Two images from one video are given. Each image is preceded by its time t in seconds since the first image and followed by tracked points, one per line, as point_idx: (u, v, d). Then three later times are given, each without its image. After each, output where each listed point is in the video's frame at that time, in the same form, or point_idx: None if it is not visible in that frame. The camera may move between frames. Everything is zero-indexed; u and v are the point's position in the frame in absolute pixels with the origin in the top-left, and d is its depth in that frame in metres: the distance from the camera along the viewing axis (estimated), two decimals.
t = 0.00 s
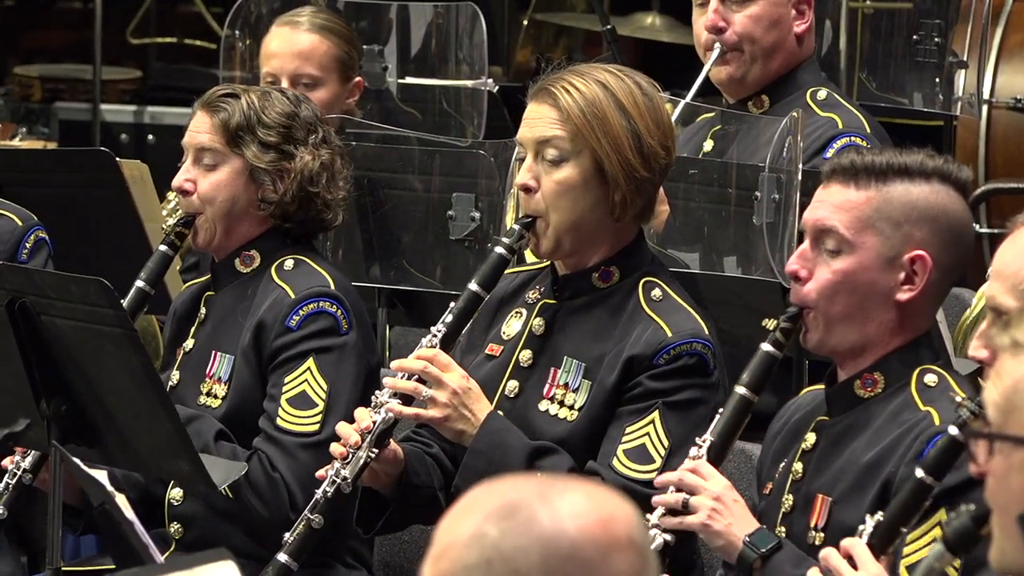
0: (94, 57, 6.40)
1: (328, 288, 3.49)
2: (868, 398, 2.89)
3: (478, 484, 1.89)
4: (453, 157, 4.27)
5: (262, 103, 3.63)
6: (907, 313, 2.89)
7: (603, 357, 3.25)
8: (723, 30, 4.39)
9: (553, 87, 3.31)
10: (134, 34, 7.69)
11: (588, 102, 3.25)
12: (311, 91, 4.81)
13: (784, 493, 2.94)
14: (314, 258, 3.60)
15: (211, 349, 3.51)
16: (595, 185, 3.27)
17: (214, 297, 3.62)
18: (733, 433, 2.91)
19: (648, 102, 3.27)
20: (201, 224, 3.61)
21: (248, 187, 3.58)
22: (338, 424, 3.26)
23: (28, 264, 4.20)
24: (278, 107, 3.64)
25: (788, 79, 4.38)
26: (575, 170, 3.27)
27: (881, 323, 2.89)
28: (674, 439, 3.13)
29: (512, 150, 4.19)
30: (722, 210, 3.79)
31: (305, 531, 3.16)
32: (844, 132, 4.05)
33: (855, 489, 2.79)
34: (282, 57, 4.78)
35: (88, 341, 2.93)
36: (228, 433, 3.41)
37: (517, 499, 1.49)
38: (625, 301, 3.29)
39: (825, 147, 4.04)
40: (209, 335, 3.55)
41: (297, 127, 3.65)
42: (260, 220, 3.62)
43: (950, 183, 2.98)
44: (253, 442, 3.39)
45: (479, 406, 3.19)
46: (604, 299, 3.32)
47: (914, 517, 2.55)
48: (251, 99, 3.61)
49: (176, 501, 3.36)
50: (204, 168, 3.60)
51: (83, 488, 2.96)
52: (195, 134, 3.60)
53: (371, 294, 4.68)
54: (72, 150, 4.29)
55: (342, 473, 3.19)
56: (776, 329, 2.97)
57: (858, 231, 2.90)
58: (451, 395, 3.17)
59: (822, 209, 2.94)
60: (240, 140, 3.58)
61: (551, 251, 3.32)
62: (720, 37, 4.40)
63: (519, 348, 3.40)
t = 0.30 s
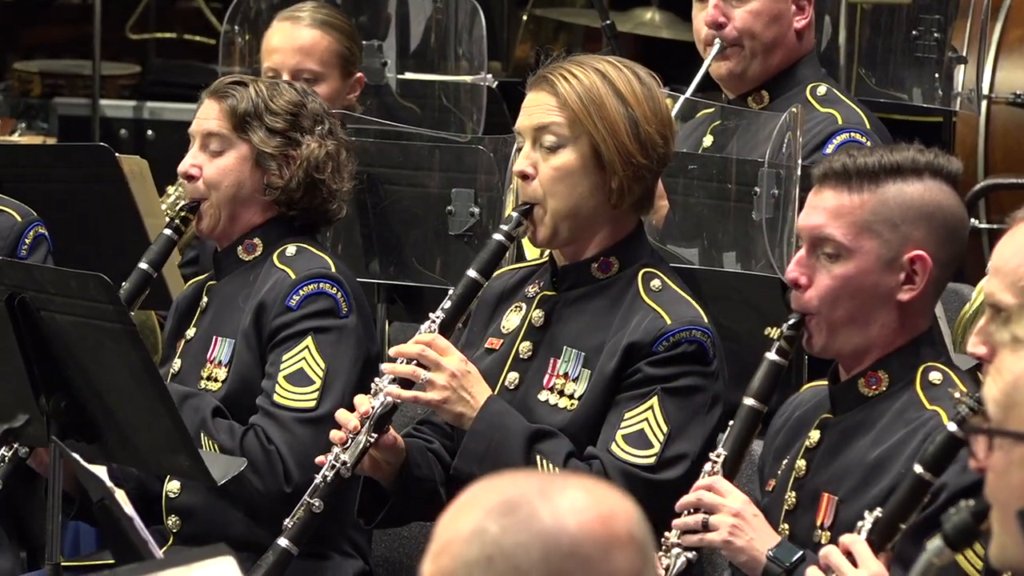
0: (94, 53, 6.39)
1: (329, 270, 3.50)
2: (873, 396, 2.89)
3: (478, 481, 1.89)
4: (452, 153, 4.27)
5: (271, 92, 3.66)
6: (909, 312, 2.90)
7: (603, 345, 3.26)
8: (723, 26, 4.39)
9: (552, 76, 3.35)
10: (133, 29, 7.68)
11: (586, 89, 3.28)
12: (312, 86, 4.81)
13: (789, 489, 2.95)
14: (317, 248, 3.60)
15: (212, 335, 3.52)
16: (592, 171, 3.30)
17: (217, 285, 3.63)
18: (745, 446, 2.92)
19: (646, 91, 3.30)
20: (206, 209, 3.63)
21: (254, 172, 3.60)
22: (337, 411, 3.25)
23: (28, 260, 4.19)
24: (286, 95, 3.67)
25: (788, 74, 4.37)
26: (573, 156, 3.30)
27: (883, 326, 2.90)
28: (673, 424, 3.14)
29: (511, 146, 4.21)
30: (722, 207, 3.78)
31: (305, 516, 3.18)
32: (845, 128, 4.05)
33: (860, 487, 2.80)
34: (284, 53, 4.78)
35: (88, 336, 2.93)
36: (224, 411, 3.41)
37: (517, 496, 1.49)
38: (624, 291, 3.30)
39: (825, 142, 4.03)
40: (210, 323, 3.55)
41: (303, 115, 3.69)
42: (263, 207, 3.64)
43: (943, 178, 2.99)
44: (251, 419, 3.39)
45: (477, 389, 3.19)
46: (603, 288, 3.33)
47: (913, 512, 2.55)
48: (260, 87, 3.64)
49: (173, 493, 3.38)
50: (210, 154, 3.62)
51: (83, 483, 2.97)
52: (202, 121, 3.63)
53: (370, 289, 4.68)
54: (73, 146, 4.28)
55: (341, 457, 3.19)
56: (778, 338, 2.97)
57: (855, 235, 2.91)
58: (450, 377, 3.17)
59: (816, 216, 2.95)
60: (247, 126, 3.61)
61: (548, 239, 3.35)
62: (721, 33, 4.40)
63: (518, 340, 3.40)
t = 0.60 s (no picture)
0: (92, 52, 6.38)
1: (332, 267, 3.52)
2: (864, 396, 2.90)
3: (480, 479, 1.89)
4: (452, 152, 4.26)
5: (274, 92, 3.67)
6: (896, 313, 2.91)
7: (598, 340, 3.26)
8: (723, 25, 4.39)
9: (546, 71, 3.36)
10: (132, 29, 7.68)
11: (579, 83, 3.30)
12: (311, 87, 4.81)
13: (782, 490, 2.96)
14: (319, 245, 3.60)
15: (214, 332, 3.53)
16: (587, 163, 3.31)
17: (220, 284, 3.62)
18: (738, 453, 2.91)
19: (641, 86, 3.31)
20: (210, 208, 3.63)
21: (258, 170, 3.61)
22: (334, 406, 3.26)
23: (26, 259, 4.19)
24: (290, 94, 3.68)
25: (787, 73, 4.37)
26: (568, 149, 3.31)
27: (870, 327, 2.90)
28: (669, 416, 3.14)
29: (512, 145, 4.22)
30: (721, 205, 3.77)
31: (301, 508, 3.16)
32: (844, 127, 4.04)
33: (853, 487, 2.82)
34: (283, 52, 4.78)
35: (86, 335, 2.93)
36: (233, 409, 3.40)
37: (515, 495, 1.49)
38: (620, 286, 3.31)
39: (825, 141, 4.03)
40: (213, 321, 3.56)
41: (306, 115, 3.69)
42: (266, 206, 3.64)
43: (924, 176, 3.00)
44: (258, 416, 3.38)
45: (473, 381, 3.19)
46: (598, 285, 3.33)
47: (912, 511, 2.55)
48: (264, 87, 3.65)
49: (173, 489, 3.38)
50: (214, 153, 3.62)
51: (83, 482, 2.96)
52: (206, 120, 3.63)
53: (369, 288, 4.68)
54: (72, 146, 4.27)
55: (337, 450, 3.19)
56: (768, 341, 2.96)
57: (838, 237, 2.91)
58: (443, 368, 3.16)
59: (798, 220, 2.95)
60: (251, 124, 3.61)
61: (544, 233, 3.36)
62: (720, 32, 4.40)
63: (514, 337, 3.41)
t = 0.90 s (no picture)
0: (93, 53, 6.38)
1: (337, 268, 3.51)
2: (852, 397, 2.91)
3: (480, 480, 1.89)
4: (452, 152, 4.26)
5: (276, 94, 3.67)
6: (880, 310, 2.91)
7: (597, 339, 3.26)
8: (724, 26, 4.39)
9: (540, 73, 3.36)
10: (132, 29, 7.67)
11: (573, 85, 3.30)
12: (312, 88, 4.81)
13: (772, 494, 2.98)
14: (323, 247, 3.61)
15: (218, 333, 3.53)
16: (582, 164, 3.31)
17: (226, 286, 3.64)
18: (728, 456, 2.94)
19: (634, 85, 3.32)
20: (212, 211, 3.63)
21: (258, 172, 3.61)
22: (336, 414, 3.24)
23: (28, 260, 4.19)
24: (291, 97, 3.68)
25: (787, 73, 4.37)
26: (562, 150, 3.31)
27: (856, 326, 2.91)
28: (669, 413, 3.14)
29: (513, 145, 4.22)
30: (722, 206, 3.76)
31: (306, 517, 3.17)
32: (845, 128, 4.04)
33: (842, 487, 2.82)
34: (282, 53, 4.78)
35: (87, 336, 2.93)
36: (240, 412, 3.40)
37: (518, 495, 1.49)
38: (620, 285, 3.31)
39: (827, 141, 4.03)
40: (219, 321, 3.57)
41: (308, 117, 3.70)
42: (268, 208, 3.65)
43: (905, 174, 2.99)
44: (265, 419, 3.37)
45: (474, 385, 3.19)
46: (597, 284, 3.34)
47: (914, 515, 2.54)
48: (265, 89, 3.65)
49: (178, 489, 3.39)
50: (215, 155, 3.62)
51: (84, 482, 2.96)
52: (208, 121, 3.63)
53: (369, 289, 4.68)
54: (73, 146, 4.27)
55: (341, 458, 3.18)
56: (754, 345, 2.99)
57: (821, 237, 2.92)
58: (445, 374, 3.17)
59: (781, 220, 2.97)
60: (251, 126, 3.61)
61: (541, 234, 3.36)
62: (721, 33, 4.40)
63: (513, 337, 3.41)
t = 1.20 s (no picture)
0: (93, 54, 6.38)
1: (339, 269, 3.52)
2: (844, 398, 2.91)
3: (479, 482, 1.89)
4: (451, 153, 4.27)
5: (274, 97, 3.65)
6: (871, 310, 2.92)
7: (596, 340, 3.26)
8: (724, 28, 4.39)
9: (535, 77, 3.36)
10: (133, 31, 7.67)
11: (568, 88, 3.30)
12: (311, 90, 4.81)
13: (767, 497, 2.98)
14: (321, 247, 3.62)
15: (220, 336, 3.54)
16: (577, 166, 3.31)
17: (227, 287, 3.65)
18: (722, 460, 2.94)
19: (630, 87, 3.32)
20: (211, 215, 3.64)
21: (255, 177, 3.60)
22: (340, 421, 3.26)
23: (28, 262, 4.19)
24: (288, 101, 3.66)
25: (788, 75, 4.37)
26: (558, 153, 3.31)
27: (848, 327, 2.92)
28: (670, 416, 3.14)
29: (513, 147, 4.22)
30: (723, 208, 3.74)
31: (311, 527, 3.16)
32: (844, 131, 4.04)
33: (837, 487, 2.83)
34: (280, 56, 4.78)
35: (87, 338, 2.93)
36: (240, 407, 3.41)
37: (520, 497, 1.49)
38: (619, 286, 3.31)
39: (827, 143, 4.03)
40: (220, 324, 3.57)
41: (306, 120, 3.69)
42: (268, 212, 3.64)
43: (893, 174, 2.99)
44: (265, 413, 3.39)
45: (476, 387, 3.20)
46: (596, 286, 3.34)
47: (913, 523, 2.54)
48: (263, 92, 3.64)
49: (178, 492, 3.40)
50: (214, 159, 3.62)
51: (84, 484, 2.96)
52: (206, 124, 3.63)
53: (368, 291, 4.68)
54: (73, 148, 4.27)
55: (344, 467, 3.18)
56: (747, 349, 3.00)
57: (812, 238, 2.92)
58: (446, 377, 3.18)
59: (771, 223, 2.97)
60: (248, 131, 3.60)
61: (538, 238, 3.36)
62: (721, 36, 4.40)
63: (513, 340, 3.41)
